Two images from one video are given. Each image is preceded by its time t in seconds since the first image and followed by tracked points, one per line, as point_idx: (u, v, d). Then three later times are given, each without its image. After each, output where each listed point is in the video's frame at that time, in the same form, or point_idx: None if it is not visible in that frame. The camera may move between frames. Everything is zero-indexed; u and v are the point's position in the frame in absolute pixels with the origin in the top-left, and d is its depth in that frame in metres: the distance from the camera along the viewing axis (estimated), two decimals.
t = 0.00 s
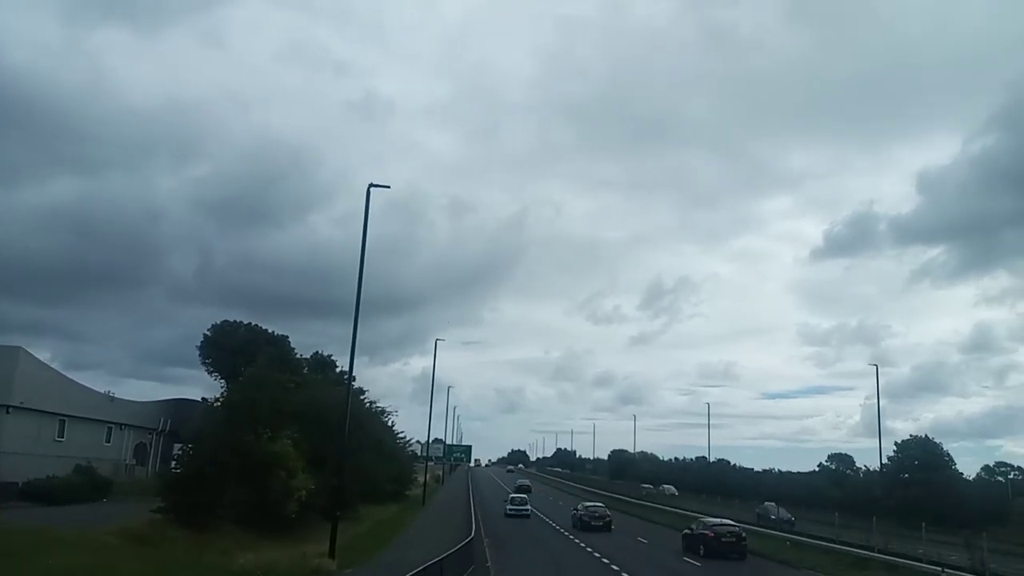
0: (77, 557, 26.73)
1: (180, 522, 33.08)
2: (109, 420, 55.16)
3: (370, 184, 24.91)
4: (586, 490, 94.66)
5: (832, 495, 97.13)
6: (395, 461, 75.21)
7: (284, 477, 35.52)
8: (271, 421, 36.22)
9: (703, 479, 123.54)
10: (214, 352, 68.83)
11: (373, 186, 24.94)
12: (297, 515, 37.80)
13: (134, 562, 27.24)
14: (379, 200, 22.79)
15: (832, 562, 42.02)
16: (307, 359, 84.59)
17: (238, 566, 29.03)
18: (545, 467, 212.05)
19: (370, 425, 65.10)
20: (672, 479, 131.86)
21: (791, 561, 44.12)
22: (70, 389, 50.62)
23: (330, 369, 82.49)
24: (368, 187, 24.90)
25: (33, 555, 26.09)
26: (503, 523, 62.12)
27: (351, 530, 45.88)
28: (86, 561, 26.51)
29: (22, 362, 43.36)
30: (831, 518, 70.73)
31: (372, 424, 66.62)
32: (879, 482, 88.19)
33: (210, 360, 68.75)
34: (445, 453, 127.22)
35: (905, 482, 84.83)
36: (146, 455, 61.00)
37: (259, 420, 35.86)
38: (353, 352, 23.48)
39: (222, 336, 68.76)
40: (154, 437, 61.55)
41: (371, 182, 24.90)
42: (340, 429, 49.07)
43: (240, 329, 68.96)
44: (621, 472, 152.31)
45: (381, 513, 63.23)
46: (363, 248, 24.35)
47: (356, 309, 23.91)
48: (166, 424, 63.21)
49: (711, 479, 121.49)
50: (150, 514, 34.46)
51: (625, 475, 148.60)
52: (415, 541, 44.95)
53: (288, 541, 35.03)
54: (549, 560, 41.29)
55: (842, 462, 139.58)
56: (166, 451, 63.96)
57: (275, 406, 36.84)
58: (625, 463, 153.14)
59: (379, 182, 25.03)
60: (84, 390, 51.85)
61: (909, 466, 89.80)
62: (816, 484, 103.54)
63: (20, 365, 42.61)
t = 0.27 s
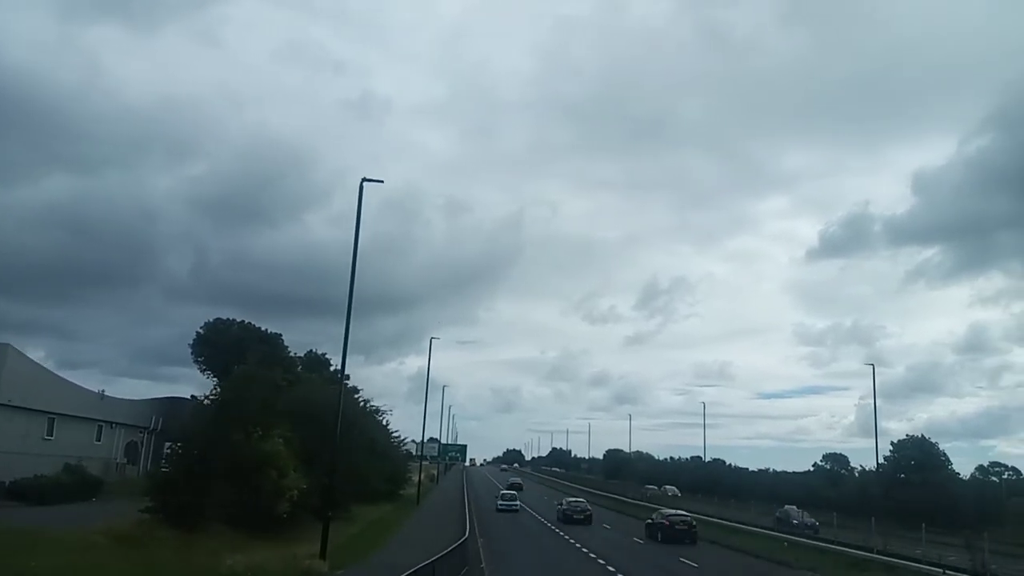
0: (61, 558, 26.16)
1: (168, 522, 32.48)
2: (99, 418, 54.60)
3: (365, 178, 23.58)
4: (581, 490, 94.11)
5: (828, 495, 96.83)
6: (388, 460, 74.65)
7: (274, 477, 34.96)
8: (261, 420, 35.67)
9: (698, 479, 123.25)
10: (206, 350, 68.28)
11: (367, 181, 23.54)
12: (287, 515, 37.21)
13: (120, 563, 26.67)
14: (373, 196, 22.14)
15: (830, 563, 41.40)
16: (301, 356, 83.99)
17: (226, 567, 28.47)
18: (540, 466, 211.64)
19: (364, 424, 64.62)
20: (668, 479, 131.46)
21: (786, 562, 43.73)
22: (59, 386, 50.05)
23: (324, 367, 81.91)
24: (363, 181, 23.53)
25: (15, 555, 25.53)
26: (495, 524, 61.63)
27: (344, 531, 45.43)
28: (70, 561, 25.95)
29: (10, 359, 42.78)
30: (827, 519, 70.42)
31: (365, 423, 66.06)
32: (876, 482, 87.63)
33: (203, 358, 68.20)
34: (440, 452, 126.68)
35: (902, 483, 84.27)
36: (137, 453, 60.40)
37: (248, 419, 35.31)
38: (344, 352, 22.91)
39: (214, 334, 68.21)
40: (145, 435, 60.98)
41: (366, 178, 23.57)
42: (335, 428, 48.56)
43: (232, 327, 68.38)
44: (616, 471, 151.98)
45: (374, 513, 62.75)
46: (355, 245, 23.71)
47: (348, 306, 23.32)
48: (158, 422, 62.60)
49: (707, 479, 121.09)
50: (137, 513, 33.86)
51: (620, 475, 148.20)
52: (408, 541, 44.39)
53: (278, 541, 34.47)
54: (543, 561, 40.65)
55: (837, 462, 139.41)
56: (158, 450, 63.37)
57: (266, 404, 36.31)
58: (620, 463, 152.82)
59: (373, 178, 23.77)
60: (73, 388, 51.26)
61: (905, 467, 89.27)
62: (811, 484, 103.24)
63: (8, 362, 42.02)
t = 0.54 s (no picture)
0: (34, 562, 25.20)
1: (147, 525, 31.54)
2: (83, 418, 53.51)
3: (349, 169, 23.26)
4: (573, 491, 93.19)
5: (821, 497, 96.19)
6: (379, 461, 73.69)
7: (260, 478, 34.06)
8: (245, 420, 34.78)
9: (691, 480, 122.55)
10: (194, 349, 67.31)
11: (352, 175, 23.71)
12: (273, 517, 36.29)
13: (94, 568, 25.71)
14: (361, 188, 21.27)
15: (829, 567, 40.44)
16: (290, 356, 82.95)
17: (205, 571, 27.52)
18: (533, 467, 210.94)
19: (353, 424, 63.73)
20: (661, 479, 130.87)
21: (782, 565, 42.95)
22: (41, 385, 48.94)
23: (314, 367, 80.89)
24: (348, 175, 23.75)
25: None
26: (486, 526, 60.74)
27: (332, 533, 44.55)
28: (41, 565, 24.98)
29: None
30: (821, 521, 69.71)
31: (355, 423, 65.10)
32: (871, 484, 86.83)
33: (190, 356, 67.24)
34: (432, 453, 125.84)
35: (897, 484, 83.51)
36: (122, 454, 59.32)
37: (232, 419, 34.41)
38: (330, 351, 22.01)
39: (202, 333, 67.26)
40: (130, 435, 59.91)
41: (350, 168, 23.30)
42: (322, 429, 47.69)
43: (220, 325, 67.42)
44: (609, 472, 151.15)
45: (364, 515, 61.86)
46: (341, 241, 22.81)
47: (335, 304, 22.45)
48: (143, 422, 61.52)
49: (700, 480, 120.50)
50: (116, 517, 32.88)
51: (613, 475, 147.56)
52: (399, 544, 43.44)
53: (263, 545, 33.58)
54: (534, 564, 39.70)
55: (829, 464, 139.12)
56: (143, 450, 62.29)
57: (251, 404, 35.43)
58: (613, 463, 152.25)
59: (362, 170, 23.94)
60: (55, 387, 50.13)
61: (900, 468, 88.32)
62: (805, 485, 102.58)
63: None
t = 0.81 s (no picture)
0: (14, 565, 24.53)
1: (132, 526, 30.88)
2: (72, 417, 52.81)
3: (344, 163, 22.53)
4: (568, 491, 92.58)
5: (817, 498, 95.70)
6: (373, 461, 73.05)
7: (250, 478, 33.41)
8: (235, 420, 34.09)
9: (687, 480, 122.05)
10: (186, 347, 66.61)
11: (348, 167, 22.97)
12: (262, 518, 35.65)
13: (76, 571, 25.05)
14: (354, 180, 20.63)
15: (828, 568, 39.90)
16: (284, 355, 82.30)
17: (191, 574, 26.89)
18: (527, 466, 210.47)
19: (347, 424, 63.03)
20: (656, 479, 130.47)
21: (781, 567, 42.33)
22: (29, 384, 48.24)
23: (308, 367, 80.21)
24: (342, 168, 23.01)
25: None
26: (480, 527, 60.10)
27: (324, 535, 43.96)
28: (20, 569, 24.31)
29: None
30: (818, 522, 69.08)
31: (349, 423, 64.40)
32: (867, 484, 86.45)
33: (182, 355, 66.55)
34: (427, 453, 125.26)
35: (894, 484, 83.21)
36: (113, 453, 58.65)
37: (222, 418, 33.70)
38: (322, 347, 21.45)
39: (194, 331, 66.56)
40: (121, 435, 59.24)
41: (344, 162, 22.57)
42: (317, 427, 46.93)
43: (213, 323, 66.72)
44: (604, 471, 150.59)
45: (357, 515, 61.24)
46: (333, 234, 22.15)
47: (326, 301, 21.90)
48: (134, 421, 60.81)
49: (695, 479, 120.13)
50: (101, 517, 32.18)
51: (608, 475, 147.14)
52: (392, 547, 42.78)
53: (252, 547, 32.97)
54: (529, 565, 39.04)
55: (824, 463, 138.95)
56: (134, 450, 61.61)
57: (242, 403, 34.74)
58: (608, 463, 151.81)
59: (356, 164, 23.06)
60: (44, 385, 49.44)
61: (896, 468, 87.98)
62: (801, 485, 102.23)
63: None
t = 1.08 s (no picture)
0: None
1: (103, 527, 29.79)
2: (49, 415, 51.55)
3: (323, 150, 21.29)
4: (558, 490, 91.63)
5: (808, 497, 94.97)
6: (359, 460, 71.95)
7: (227, 477, 32.41)
8: (212, 417, 33.02)
9: (677, 478, 121.23)
10: (168, 344, 65.33)
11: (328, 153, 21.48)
12: (240, 517, 34.64)
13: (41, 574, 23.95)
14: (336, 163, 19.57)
15: (822, 567, 38.94)
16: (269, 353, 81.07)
17: None
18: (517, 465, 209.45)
19: (334, 422, 61.97)
20: (646, 477, 129.64)
21: (775, 566, 41.38)
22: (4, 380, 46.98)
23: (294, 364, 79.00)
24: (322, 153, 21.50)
25: None
26: (467, 526, 59.07)
27: (306, 535, 42.99)
28: None
29: None
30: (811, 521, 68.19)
31: (334, 420, 63.31)
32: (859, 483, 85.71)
33: (164, 351, 65.26)
34: (415, 452, 124.13)
35: (885, 483, 82.54)
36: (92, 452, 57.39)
37: (198, 415, 32.62)
38: (302, 340, 20.38)
39: (176, 327, 65.30)
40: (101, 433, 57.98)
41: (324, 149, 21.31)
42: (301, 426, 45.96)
43: (196, 320, 65.45)
44: (594, 470, 149.62)
45: (342, 515, 60.25)
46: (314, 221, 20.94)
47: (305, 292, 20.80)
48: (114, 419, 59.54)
49: (685, 478, 119.35)
50: (72, 518, 31.03)
51: (598, 474, 146.30)
52: (375, 547, 41.78)
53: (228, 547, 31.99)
54: (517, 566, 37.97)
55: (813, 462, 138.38)
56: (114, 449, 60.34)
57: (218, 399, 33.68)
58: (598, 462, 151.00)
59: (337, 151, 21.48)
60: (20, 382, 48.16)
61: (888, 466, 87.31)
62: (791, 484, 101.50)
63: None
